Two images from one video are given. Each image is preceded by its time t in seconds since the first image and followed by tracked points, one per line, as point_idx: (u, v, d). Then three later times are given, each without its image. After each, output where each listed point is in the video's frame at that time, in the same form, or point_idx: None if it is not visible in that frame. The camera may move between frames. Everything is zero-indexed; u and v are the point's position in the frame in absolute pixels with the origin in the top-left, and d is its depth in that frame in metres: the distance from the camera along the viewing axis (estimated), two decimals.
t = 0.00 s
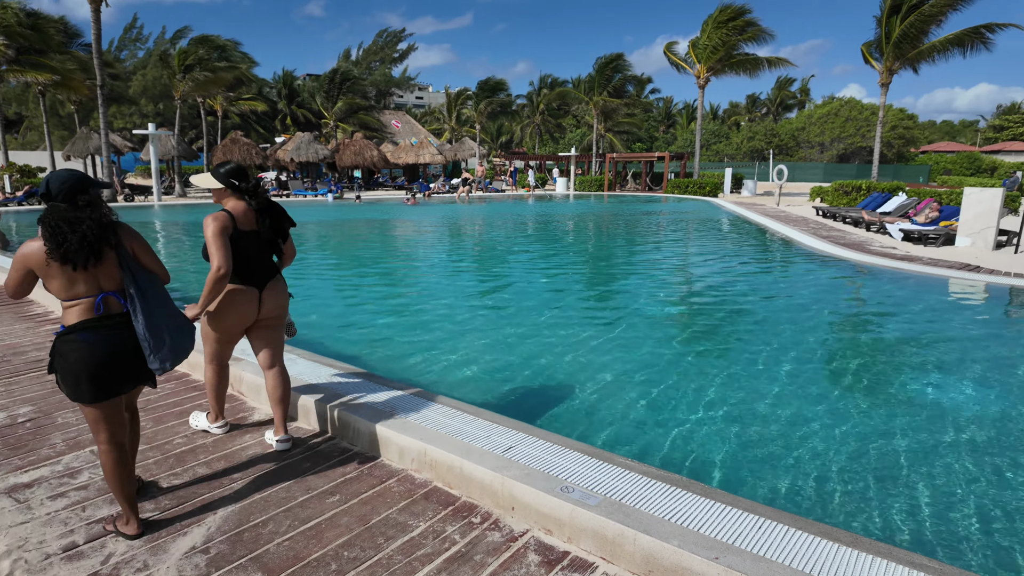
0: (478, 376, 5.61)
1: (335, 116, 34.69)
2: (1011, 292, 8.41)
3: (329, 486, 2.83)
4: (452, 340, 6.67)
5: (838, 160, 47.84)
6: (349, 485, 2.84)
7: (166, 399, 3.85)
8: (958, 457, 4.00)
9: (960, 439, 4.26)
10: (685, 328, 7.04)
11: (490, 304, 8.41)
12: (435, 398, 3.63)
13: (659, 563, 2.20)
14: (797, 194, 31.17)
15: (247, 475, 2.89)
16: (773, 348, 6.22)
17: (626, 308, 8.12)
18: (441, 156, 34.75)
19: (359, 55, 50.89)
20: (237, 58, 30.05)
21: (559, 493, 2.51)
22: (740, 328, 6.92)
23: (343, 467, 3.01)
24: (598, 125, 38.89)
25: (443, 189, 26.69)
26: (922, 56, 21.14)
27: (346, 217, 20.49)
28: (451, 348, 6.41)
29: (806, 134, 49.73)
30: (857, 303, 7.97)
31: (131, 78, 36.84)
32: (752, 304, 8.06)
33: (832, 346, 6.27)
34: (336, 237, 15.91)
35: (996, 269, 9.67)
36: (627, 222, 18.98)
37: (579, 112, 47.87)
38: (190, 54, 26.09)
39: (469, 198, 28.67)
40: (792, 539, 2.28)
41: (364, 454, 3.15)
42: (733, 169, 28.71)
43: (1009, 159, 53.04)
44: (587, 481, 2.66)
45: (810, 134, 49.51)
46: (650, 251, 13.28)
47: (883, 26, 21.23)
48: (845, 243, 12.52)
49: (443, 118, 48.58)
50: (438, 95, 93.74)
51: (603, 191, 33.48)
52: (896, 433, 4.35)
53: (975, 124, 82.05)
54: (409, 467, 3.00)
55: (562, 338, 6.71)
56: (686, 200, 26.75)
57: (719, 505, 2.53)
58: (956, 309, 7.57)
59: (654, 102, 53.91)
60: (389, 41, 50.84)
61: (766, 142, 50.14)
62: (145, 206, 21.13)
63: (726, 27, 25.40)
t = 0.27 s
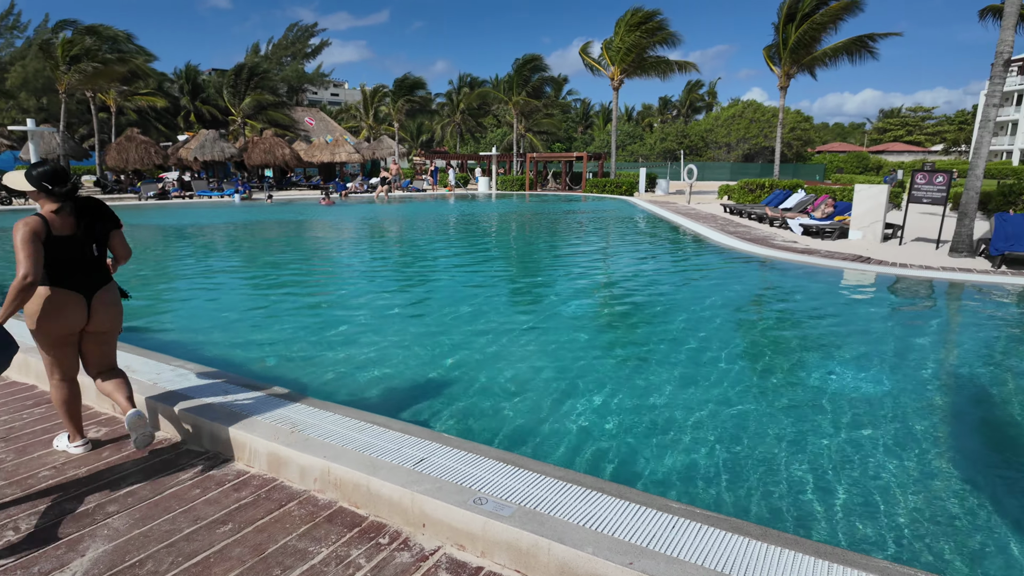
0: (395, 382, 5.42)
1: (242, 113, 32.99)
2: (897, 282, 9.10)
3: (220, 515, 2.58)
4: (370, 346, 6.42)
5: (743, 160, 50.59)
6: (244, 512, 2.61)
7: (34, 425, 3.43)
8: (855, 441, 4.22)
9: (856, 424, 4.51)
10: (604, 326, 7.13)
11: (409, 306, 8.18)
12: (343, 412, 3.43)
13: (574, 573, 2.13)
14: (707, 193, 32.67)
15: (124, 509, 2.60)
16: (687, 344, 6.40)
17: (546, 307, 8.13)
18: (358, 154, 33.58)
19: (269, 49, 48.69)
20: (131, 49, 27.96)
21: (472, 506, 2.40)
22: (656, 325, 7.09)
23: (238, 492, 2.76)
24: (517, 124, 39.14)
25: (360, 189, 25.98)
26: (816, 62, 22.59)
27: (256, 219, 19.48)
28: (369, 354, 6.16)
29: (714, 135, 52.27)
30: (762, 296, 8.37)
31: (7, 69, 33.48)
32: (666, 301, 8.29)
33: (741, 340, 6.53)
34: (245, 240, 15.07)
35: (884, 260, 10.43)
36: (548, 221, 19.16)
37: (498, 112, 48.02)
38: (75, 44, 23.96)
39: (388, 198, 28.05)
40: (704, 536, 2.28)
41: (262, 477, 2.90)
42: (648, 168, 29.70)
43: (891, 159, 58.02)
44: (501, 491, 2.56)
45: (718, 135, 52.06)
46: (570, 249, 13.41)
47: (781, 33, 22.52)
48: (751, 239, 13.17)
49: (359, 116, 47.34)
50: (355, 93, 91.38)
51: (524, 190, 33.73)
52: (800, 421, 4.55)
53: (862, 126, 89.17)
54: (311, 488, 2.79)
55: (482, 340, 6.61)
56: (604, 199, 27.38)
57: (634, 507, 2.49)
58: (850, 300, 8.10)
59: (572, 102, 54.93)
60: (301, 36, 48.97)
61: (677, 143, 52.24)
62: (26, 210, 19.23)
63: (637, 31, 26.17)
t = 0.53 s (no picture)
0: (296, 395, 5.09)
1: (123, 109, 30.39)
2: (786, 274, 9.71)
3: (77, 566, 2.25)
4: (268, 358, 6.02)
5: (645, 160, 52.71)
6: (105, 561, 2.28)
7: None
8: (754, 433, 4.40)
9: (754, 415, 4.71)
10: (515, 327, 7.09)
11: (313, 313, 7.78)
12: (230, 438, 3.13)
13: None
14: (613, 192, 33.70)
15: None
16: (596, 343, 6.49)
17: (457, 309, 8.00)
18: (256, 153, 32.22)
19: (153, 40, 45.18)
20: None
21: (369, 535, 2.22)
22: (566, 325, 7.14)
23: (100, 539, 2.42)
24: (425, 124, 38.63)
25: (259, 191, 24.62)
26: (709, 66, 23.79)
27: (141, 223, 17.95)
28: (267, 367, 5.74)
29: (618, 136, 54.05)
30: (666, 293, 8.66)
31: None
32: (576, 300, 8.39)
33: (647, 337, 6.70)
34: (130, 245, 13.85)
35: (774, 254, 11.12)
36: (459, 221, 18.98)
37: (405, 111, 47.19)
38: None
39: (290, 200, 26.78)
40: (613, 545, 2.23)
41: (131, 519, 2.57)
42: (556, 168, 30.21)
43: (776, 159, 62.49)
44: (403, 515, 2.39)
45: (621, 136, 53.89)
46: (482, 250, 13.34)
47: (677, 38, 23.52)
48: (654, 236, 13.65)
49: (257, 113, 44.96)
50: (252, 89, 86.74)
51: (434, 190, 33.32)
52: (703, 416, 4.69)
53: (751, 129, 95.46)
54: (190, 527, 2.50)
55: (390, 346, 6.38)
56: (514, 199, 27.57)
57: (542, 520, 2.41)
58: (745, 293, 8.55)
59: (480, 102, 54.96)
60: (190, 26, 45.83)
61: (584, 143, 53.58)
62: None
63: (542, 33, 26.52)
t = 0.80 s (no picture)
0: (196, 416, 4.70)
1: None
2: (696, 272, 10.10)
3: None
4: (164, 376, 5.54)
5: (560, 161, 53.64)
6: None
7: None
8: (671, 431, 4.49)
9: (671, 413, 4.81)
10: (434, 333, 6.93)
11: (215, 324, 7.26)
12: (113, 474, 2.80)
13: None
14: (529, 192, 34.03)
15: None
16: (516, 347, 6.45)
17: (373, 315, 7.73)
18: (149, 152, 29.98)
19: (26, 27, 40.97)
20: None
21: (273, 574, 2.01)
22: (485, 329, 7.07)
23: None
24: (337, 123, 37.39)
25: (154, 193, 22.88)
26: (618, 70, 24.45)
27: (15, 229, 16.18)
28: (163, 385, 5.27)
29: (533, 137, 54.66)
30: (583, 294, 8.79)
31: None
32: (495, 303, 8.33)
33: (567, 339, 6.75)
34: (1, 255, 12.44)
35: (684, 252, 11.55)
36: (374, 223, 18.46)
37: (315, 109, 45.49)
38: None
39: (189, 202, 25.07)
40: (536, 561, 2.16)
41: None
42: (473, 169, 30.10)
43: (682, 160, 65.46)
44: (311, 547, 2.20)
45: (537, 137, 54.55)
46: (399, 252, 13.03)
47: (586, 41, 23.98)
48: (570, 236, 13.85)
49: (151, 109, 41.84)
50: (144, 83, 80.72)
51: (347, 191, 32.28)
52: (622, 417, 4.75)
53: (658, 131, 99.48)
54: None
55: (302, 358, 6.05)
56: (431, 200, 27.20)
57: (463, 540, 2.29)
58: (658, 291, 8.82)
59: (394, 101, 53.91)
60: (69, 13, 41.95)
61: (500, 144, 53.76)
62: None
63: (454, 32, 26.29)
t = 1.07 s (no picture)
0: (64, 447, 4.17)
1: None
2: (602, 269, 10.32)
3: None
4: (25, 403, 4.89)
5: (467, 160, 53.52)
6: None
7: None
8: (584, 432, 4.50)
9: (583, 415, 4.83)
10: (339, 342, 6.61)
11: (89, 341, 6.53)
12: None
13: None
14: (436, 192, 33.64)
15: None
16: (427, 353, 6.27)
17: (271, 324, 7.26)
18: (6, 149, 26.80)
19: None
20: None
21: None
22: (394, 335, 6.84)
23: None
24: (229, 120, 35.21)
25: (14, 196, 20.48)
26: (522, 70, 24.63)
27: None
28: (24, 414, 4.65)
29: (439, 136, 54.17)
30: (493, 294, 8.72)
31: None
32: (404, 307, 8.09)
33: (478, 343, 6.65)
34: None
35: (590, 250, 11.78)
36: (273, 225, 17.48)
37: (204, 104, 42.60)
38: None
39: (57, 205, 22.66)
40: None
41: None
42: (377, 168, 29.32)
43: (585, 160, 67.34)
44: None
45: (442, 136, 54.08)
46: (301, 256, 12.40)
47: (490, 40, 23.97)
48: (478, 236, 13.76)
49: (8, 101, 37.45)
50: None
51: (242, 192, 30.45)
52: (535, 421, 4.71)
53: (561, 131, 101.68)
54: None
55: (191, 374, 5.56)
56: (335, 200, 26.21)
57: (374, 568, 2.14)
58: (567, 289, 8.92)
59: (291, 98, 51.53)
60: None
61: (405, 142, 52.79)
62: None
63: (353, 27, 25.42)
